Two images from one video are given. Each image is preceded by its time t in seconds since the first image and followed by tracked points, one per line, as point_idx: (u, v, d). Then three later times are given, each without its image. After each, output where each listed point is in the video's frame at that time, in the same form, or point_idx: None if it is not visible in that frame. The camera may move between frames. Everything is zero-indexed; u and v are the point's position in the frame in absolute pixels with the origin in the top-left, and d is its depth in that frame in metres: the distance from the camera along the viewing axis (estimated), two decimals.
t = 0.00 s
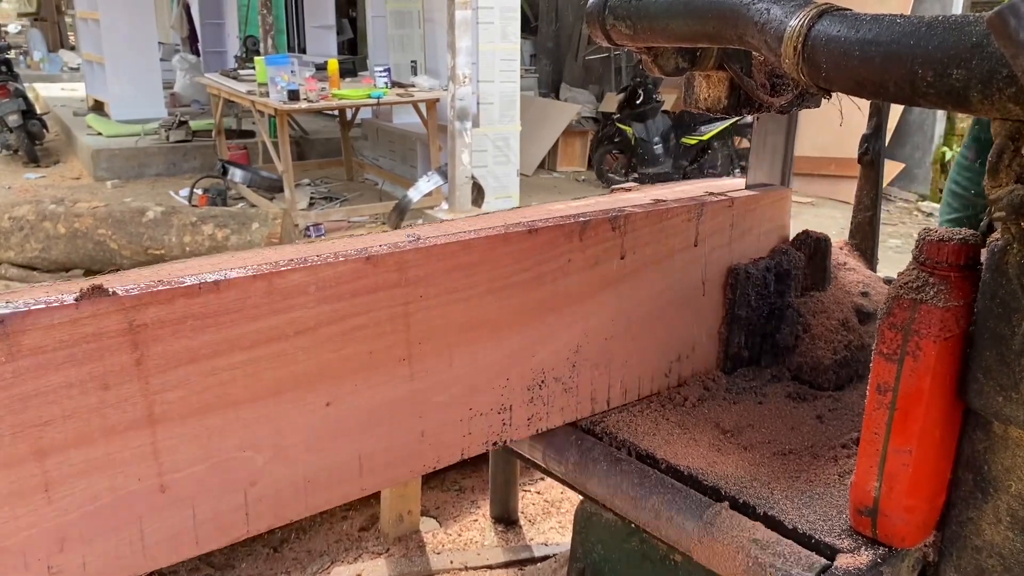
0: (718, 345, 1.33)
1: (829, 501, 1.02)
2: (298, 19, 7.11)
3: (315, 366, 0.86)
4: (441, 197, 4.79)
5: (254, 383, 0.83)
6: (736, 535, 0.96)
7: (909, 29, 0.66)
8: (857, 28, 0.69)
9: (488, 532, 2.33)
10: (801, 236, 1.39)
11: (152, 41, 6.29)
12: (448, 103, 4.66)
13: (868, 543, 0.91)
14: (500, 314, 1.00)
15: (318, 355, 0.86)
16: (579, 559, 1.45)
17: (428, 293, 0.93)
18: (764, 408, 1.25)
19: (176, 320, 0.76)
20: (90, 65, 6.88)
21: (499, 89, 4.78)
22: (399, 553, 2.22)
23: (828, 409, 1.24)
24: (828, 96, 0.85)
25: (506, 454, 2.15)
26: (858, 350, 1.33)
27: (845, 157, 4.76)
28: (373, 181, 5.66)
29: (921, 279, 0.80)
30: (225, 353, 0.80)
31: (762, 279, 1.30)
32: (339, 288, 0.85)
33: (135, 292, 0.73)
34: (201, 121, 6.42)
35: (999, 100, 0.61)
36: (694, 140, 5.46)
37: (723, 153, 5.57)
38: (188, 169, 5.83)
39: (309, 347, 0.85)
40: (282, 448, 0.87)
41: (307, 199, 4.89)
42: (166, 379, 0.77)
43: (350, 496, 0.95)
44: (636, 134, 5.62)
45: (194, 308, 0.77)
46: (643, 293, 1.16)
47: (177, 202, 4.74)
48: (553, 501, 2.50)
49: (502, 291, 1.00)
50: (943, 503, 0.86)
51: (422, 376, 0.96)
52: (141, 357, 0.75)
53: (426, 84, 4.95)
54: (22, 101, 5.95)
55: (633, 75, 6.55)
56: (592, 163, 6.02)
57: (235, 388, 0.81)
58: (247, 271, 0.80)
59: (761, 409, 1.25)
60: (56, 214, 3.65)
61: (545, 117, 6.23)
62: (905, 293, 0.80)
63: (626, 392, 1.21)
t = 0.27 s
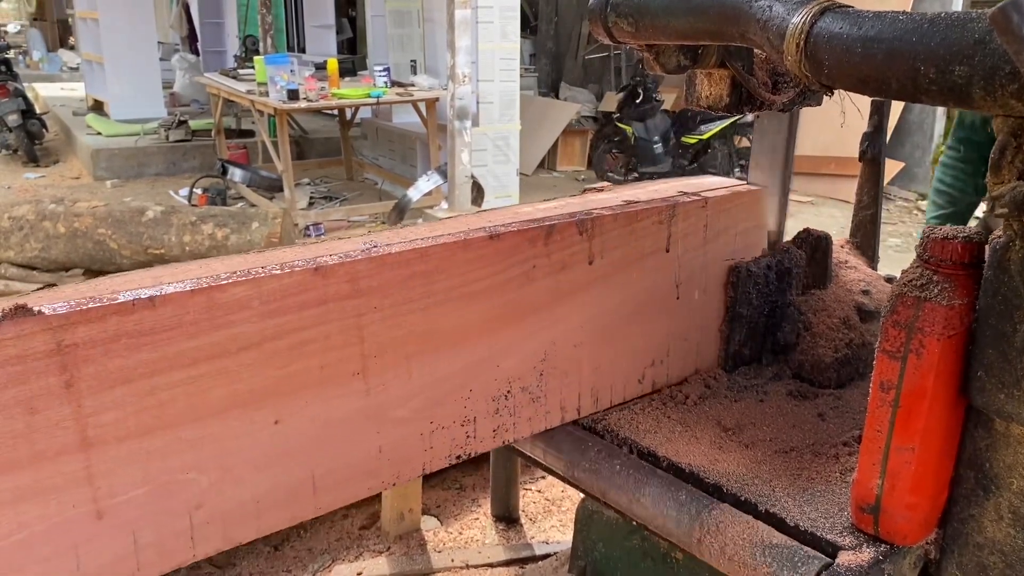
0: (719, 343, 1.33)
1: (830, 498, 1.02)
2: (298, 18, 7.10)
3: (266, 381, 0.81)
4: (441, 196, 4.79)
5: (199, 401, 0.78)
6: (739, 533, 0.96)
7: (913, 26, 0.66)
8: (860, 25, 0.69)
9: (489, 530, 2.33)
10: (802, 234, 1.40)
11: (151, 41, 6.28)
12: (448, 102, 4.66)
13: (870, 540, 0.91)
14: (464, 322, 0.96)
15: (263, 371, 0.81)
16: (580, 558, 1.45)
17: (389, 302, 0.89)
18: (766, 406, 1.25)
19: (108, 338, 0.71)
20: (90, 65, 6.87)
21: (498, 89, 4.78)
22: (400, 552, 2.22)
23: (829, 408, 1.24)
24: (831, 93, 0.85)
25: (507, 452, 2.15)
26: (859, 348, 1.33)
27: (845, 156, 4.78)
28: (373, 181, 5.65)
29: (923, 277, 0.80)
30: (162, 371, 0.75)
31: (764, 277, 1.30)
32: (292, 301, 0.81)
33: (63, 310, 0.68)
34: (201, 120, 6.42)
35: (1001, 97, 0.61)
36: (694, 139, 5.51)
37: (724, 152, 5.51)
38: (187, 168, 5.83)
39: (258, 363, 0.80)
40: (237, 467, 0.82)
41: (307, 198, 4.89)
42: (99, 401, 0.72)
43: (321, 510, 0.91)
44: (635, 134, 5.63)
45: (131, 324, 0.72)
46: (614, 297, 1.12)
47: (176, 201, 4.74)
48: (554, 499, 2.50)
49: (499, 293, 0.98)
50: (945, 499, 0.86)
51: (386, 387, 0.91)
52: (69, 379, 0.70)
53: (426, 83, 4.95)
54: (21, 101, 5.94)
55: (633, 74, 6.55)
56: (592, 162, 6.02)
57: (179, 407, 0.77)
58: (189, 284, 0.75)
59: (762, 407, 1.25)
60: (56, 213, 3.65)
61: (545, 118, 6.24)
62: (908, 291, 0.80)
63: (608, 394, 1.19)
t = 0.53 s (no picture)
0: (717, 341, 1.33)
1: (829, 495, 1.02)
2: (297, 18, 7.10)
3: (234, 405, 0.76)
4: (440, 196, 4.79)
5: (155, 428, 0.71)
6: (736, 531, 0.96)
7: (909, 24, 0.66)
8: (857, 23, 0.69)
9: (488, 528, 2.34)
10: (800, 233, 1.39)
11: (150, 40, 6.28)
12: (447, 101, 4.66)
13: (868, 538, 0.91)
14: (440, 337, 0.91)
15: (198, 404, 0.74)
16: (579, 556, 1.45)
17: (364, 315, 0.83)
18: (764, 404, 1.25)
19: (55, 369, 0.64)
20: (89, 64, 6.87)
21: (498, 88, 4.78)
22: (399, 551, 2.22)
23: (827, 406, 1.24)
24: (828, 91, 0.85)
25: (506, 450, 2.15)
26: (857, 346, 1.32)
27: (843, 154, 4.79)
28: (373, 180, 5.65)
29: (921, 274, 0.80)
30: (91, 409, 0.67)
31: (763, 275, 1.30)
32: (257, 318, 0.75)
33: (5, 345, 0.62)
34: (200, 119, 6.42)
35: (998, 95, 0.61)
36: (693, 138, 5.50)
37: (723, 151, 5.46)
38: (187, 168, 5.83)
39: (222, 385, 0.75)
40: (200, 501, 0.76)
41: (306, 197, 4.89)
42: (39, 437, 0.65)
43: (305, 538, 0.86)
44: (634, 133, 5.66)
45: (79, 354, 0.65)
46: (566, 313, 1.05)
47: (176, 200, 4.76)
48: (553, 498, 2.50)
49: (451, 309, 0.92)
50: (943, 496, 0.86)
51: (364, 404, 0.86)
52: (4, 417, 0.63)
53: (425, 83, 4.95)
54: (20, 100, 5.94)
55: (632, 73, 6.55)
56: (591, 161, 6.02)
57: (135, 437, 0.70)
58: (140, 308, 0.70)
59: (761, 405, 1.25)
60: (55, 213, 3.64)
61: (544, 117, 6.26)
62: (905, 288, 0.80)
63: (599, 401, 1.15)
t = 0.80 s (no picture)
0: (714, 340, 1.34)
1: (826, 495, 1.02)
2: (296, 17, 7.09)
3: (244, 440, 0.75)
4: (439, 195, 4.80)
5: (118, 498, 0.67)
6: (733, 531, 0.97)
7: (905, 24, 0.66)
8: (854, 23, 0.69)
9: (486, 528, 2.34)
10: (798, 232, 1.39)
11: (149, 39, 6.27)
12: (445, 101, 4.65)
13: (865, 537, 0.91)
14: (443, 356, 0.90)
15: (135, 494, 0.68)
16: (578, 555, 1.45)
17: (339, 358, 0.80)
18: (762, 403, 1.26)
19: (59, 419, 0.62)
20: (87, 63, 6.86)
21: (496, 87, 4.76)
22: (398, 550, 2.23)
23: (825, 405, 1.24)
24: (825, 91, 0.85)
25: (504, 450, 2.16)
26: (855, 345, 1.32)
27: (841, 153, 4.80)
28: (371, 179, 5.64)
29: (918, 274, 0.80)
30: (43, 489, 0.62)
31: (760, 275, 1.30)
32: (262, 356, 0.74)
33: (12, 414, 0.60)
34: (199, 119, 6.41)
35: (994, 95, 0.61)
36: (692, 137, 5.52)
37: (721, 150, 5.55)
38: (186, 167, 5.82)
39: (227, 407, 0.73)
40: (208, 525, 0.73)
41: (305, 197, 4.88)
42: (45, 471, 0.62)
43: None
44: (633, 131, 5.64)
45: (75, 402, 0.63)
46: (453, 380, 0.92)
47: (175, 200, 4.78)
48: (551, 497, 2.50)
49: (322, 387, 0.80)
50: (940, 496, 0.86)
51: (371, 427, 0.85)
52: None
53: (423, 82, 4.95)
54: (19, 100, 5.93)
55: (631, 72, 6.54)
56: (590, 160, 6.02)
57: (143, 479, 0.68)
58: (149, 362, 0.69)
59: (758, 404, 1.25)
60: (54, 212, 3.64)
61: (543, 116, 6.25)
62: (902, 288, 0.80)
63: (492, 472, 1.01)
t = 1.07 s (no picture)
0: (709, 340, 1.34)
1: (819, 496, 1.02)
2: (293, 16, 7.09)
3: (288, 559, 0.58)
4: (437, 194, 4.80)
5: None
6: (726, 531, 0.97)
7: (896, 25, 0.66)
8: (844, 24, 0.69)
9: (481, 528, 2.34)
10: (792, 232, 1.40)
11: (146, 39, 6.26)
12: (443, 100, 4.64)
13: (858, 538, 0.91)
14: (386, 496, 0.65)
15: None
16: (572, 556, 1.45)
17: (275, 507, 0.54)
18: (756, 403, 1.26)
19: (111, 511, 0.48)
20: (85, 63, 6.85)
21: (495, 86, 4.76)
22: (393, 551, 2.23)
23: (819, 405, 1.24)
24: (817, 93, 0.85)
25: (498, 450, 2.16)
26: (849, 345, 1.33)
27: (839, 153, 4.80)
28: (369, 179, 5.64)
29: (910, 275, 0.80)
30: None
31: (753, 276, 1.32)
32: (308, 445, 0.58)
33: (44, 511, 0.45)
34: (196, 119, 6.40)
35: (985, 96, 0.61)
36: (689, 138, 5.47)
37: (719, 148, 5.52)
38: (183, 167, 5.82)
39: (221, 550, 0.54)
40: None
41: (303, 196, 4.88)
42: None
43: None
44: (631, 131, 5.67)
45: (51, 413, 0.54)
46: None
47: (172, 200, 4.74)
48: (547, 498, 2.50)
49: None
50: (933, 497, 0.86)
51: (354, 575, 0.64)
52: None
53: (421, 82, 4.95)
54: (16, 99, 5.92)
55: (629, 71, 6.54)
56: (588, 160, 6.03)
57: None
58: (249, 423, 0.56)
59: (752, 405, 1.25)
60: (51, 212, 3.63)
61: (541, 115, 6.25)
62: (894, 289, 0.80)
63: None
